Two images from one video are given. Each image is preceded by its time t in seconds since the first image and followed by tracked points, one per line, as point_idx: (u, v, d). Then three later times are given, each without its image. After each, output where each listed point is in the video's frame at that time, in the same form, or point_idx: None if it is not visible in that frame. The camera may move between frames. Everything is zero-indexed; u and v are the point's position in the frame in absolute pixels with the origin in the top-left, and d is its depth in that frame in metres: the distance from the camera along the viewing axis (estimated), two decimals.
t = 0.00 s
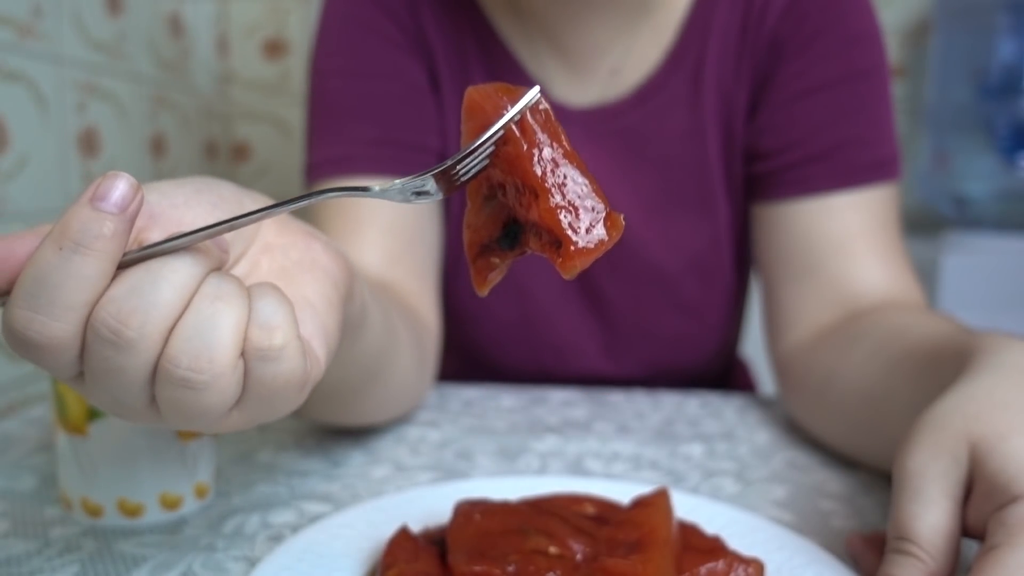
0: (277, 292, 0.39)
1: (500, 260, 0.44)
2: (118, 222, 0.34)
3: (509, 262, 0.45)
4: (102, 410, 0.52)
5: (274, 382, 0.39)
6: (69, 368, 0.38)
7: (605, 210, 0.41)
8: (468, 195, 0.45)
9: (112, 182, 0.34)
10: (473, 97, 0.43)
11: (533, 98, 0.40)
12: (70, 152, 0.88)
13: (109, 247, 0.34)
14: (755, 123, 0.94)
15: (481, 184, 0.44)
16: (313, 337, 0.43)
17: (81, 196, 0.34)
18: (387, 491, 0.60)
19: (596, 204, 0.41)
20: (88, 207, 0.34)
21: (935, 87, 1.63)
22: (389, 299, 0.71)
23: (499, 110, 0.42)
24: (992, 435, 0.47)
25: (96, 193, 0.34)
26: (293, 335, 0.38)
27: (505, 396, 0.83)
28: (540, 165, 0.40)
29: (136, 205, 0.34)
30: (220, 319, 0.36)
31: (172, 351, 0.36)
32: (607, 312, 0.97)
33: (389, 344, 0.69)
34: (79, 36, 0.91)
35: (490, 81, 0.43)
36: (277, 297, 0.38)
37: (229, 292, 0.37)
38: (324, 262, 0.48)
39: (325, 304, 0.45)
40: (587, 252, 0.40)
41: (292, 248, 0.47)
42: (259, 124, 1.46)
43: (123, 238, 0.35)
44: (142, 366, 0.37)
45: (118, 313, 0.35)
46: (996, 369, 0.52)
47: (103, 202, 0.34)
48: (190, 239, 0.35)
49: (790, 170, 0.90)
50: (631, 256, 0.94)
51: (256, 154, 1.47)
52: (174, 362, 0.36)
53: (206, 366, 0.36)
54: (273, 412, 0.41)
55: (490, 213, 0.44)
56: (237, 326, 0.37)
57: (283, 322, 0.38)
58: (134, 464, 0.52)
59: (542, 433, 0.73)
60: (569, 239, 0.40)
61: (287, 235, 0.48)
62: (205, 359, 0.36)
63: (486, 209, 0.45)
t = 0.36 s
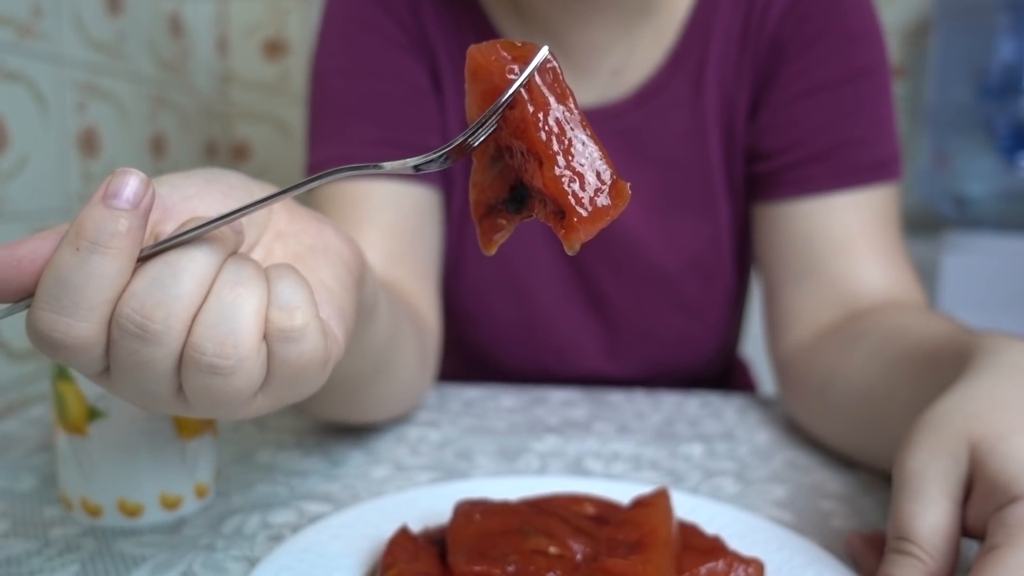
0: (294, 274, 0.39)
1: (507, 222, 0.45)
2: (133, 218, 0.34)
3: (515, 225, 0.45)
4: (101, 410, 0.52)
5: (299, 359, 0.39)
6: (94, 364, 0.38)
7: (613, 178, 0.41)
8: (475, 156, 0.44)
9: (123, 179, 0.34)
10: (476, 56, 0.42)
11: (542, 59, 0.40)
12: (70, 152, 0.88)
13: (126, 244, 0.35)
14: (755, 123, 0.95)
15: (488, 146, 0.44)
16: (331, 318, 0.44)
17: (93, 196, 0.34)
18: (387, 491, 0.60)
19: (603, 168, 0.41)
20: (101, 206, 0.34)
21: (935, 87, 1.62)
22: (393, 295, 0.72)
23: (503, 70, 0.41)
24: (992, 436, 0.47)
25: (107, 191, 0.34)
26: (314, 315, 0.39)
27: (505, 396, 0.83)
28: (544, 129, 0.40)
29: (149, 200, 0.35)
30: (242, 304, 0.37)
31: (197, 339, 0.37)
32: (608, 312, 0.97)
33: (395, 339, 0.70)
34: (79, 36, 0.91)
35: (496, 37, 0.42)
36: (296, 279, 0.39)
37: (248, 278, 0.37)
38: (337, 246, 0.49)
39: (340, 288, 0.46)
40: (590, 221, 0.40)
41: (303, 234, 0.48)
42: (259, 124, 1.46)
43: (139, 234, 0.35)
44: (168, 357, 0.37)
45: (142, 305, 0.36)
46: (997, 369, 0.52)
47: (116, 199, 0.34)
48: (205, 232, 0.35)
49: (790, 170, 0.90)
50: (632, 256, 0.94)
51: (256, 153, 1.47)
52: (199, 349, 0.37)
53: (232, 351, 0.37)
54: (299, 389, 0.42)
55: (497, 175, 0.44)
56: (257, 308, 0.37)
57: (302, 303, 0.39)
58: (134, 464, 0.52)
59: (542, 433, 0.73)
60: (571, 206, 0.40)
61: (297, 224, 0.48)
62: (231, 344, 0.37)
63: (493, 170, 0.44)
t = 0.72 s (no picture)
0: (320, 255, 0.40)
1: (546, 257, 0.44)
2: (183, 158, 0.35)
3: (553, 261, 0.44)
4: (102, 410, 0.52)
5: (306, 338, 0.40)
6: (110, 293, 0.38)
7: (660, 240, 0.41)
8: (527, 187, 0.44)
9: (183, 120, 0.35)
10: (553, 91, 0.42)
11: (613, 111, 0.41)
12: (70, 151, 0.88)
13: (171, 180, 0.35)
14: (762, 123, 0.95)
15: (542, 180, 0.43)
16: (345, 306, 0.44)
17: (152, 132, 0.36)
18: (387, 491, 0.60)
19: (653, 229, 0.41)
20: (157, 140, 0.35)
21: (936, 86, 1.64)
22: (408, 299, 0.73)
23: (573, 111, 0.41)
24: (989, 433, 0.47)
25: (165, 129, 0.35)
26: (330, 298, 0.39)
27: (506, 396, 0.83)
28: (603, 178, 0.41)
29: (203, 145, 0.36)
30: (267, 271, 0.37)
31: (216, 291, 0.37)
32: (614, 311, 0.97)
33: (406, 337, 0.70)
34: (79, 36, 0.91)
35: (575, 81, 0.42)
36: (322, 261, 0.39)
37: (279, 250, 0.38)
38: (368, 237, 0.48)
39: (361, 275, 0.46)
40: (634, 274, 0.40)
41: (340, 217, 0.48)
42: (259, 124, 1.46)
43: (185, 175, 0.36)
44: (184, 301, 0.38)
45: (172, 245, 0.36)
46: (995, 367, 0.52)
47: (172, 137, 0.35)
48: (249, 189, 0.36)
49: (796, 169, 0.90)
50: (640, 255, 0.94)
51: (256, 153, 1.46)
52: (214, 302, 0.37)
53: (245, 310, 0.37)
54: (297, 367, 0.42)
55: (544, 209, 0.44)
56: (280, 279, 0.38)
57: (323, 284, 0.39)
58: (133, 464, 0.52)
59: (542, 433, 0.73)
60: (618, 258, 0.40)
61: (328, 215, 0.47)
62: (245, 304, 0.37)
63: (542, 204, 0.44)
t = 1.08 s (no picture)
0: (370, 318, 0.43)
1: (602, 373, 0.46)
2: (271, 214, 0.36)
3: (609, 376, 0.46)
4: (101, 411, 0.52)
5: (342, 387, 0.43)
6: (177, 313, 0.39)
7: (708, 390, 0.42)
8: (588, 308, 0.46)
9: (276, 175, 0.36)
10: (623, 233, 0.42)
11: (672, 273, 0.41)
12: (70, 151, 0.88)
13: (257, 233, 0.36)
14: (790, 120, 0.94)
15: (602, 309, 0.45)
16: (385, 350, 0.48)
17: (245, 182, 0.36)
18: (387, 491, 0.60)
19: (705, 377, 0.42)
20: (250, 193, 0.36)
21: (936, 87, 1.71)
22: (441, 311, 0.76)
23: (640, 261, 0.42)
24: (980, 424, 0.46)
25: (258, 182, 0.36)
26: (374, 358, 0.42)
27: (506, 396, 0.83)
28: (658, 330, 0.42)
29: (289, 203, 0.36)
30: (325, 323, 0.40)
31: (274, 339, 0.40)
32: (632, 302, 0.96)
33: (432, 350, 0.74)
34: (80, 36, 0.91)
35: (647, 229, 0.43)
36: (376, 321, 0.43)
37: (340, 304, 0.41)
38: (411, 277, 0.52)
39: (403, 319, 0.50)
40: (680, 418, 0.41)
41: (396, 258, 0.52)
42: (259, 123, 1.45)
43: (270, 228, 0.36)
44: (243, 339, 0.40)
45: (243, 293, 0.38)
46: (993, 363, 0.52)
47: (264, 192, 0.36)
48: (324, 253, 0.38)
49: (818, 164, 0.90)
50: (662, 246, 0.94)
51: (255, 154, 1.46)
52: (272, 349, 0.40)
53: (296, 361, 0.40)
54: (325, 410, 0.45)
55: (605, 333, 0.45)
56: (337, 330, 0.41)
57: (372, 341, 0.42)
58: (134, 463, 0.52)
59: (543, 433, 0.73)
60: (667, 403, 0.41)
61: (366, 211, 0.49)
62: (297, 356, 0.40)
63: (601, 330, 0.45)
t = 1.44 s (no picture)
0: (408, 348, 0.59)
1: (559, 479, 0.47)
2: (331, 271, 0.51)
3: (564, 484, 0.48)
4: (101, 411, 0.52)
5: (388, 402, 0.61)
6: (266, 317, 0.54)
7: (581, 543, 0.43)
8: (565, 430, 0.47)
9: (344, 245, 0.51)
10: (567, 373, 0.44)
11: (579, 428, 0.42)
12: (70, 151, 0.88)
13: (319, 284, 0.51)
14: (812, 117, 0.94)
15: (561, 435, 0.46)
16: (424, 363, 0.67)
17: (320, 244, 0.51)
18: (387, 492, 0.60)
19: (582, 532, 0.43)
20: (322, 253, 0.51)
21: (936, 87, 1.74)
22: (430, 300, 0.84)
23: (568, 401, 0.43)
24: (971, 405, 0.46)
25: (330, 247, 0.51)
26: (400, 381, 0.59)
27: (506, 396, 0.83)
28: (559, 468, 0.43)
29: (349, 266, 0.51)
30: (355, 361, 0.56)
31: (322, 357, 0.55)
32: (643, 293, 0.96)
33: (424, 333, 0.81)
34: (80, 35, 0.91)
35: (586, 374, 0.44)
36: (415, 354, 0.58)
37: (367, 351, 0.56)
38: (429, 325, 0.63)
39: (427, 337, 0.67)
40: (546, 555, 0.43)
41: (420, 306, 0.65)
42: (259, 123, 1.44)
43: (330, 282, 0.51)
44: (302, 353, 0.56)
45: (305, 320, 0.53)
46: (985, 345, 0.52)
47: (333, 255, 0.51)
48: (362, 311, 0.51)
49: (840, 162, 0.90)
50: (676, 238, 0.94)
51: (255, 154, 1.46)
52: (319, 363, 0.55)
53: (333, 376, 0.56)
54: (369, 415, 0.65)
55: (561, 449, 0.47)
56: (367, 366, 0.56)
57: (406, 371, 0.59)
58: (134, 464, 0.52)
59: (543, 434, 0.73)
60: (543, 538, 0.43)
61: (436, 269, 0.72)
62: (334, 374, 0.56)
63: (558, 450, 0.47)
